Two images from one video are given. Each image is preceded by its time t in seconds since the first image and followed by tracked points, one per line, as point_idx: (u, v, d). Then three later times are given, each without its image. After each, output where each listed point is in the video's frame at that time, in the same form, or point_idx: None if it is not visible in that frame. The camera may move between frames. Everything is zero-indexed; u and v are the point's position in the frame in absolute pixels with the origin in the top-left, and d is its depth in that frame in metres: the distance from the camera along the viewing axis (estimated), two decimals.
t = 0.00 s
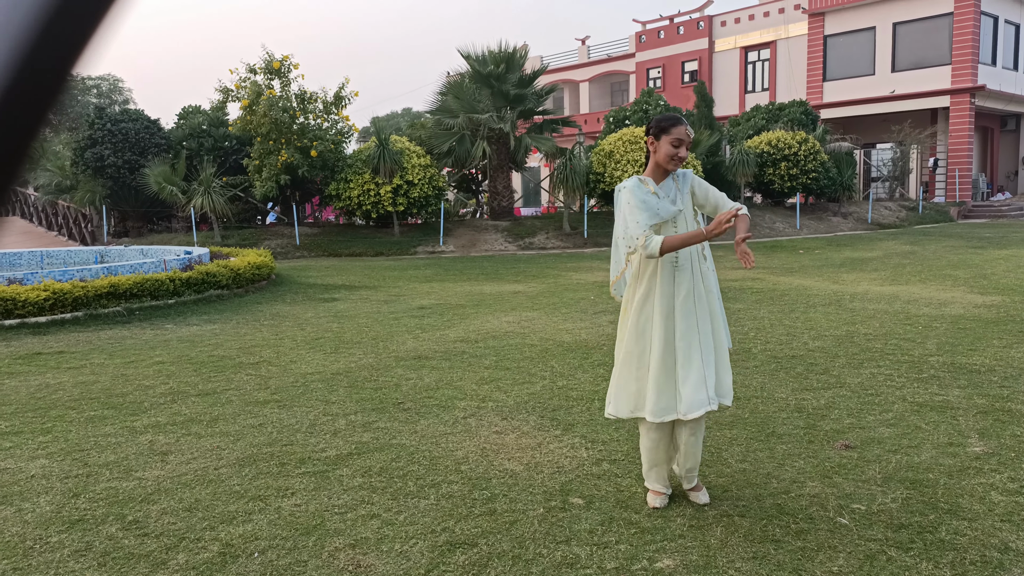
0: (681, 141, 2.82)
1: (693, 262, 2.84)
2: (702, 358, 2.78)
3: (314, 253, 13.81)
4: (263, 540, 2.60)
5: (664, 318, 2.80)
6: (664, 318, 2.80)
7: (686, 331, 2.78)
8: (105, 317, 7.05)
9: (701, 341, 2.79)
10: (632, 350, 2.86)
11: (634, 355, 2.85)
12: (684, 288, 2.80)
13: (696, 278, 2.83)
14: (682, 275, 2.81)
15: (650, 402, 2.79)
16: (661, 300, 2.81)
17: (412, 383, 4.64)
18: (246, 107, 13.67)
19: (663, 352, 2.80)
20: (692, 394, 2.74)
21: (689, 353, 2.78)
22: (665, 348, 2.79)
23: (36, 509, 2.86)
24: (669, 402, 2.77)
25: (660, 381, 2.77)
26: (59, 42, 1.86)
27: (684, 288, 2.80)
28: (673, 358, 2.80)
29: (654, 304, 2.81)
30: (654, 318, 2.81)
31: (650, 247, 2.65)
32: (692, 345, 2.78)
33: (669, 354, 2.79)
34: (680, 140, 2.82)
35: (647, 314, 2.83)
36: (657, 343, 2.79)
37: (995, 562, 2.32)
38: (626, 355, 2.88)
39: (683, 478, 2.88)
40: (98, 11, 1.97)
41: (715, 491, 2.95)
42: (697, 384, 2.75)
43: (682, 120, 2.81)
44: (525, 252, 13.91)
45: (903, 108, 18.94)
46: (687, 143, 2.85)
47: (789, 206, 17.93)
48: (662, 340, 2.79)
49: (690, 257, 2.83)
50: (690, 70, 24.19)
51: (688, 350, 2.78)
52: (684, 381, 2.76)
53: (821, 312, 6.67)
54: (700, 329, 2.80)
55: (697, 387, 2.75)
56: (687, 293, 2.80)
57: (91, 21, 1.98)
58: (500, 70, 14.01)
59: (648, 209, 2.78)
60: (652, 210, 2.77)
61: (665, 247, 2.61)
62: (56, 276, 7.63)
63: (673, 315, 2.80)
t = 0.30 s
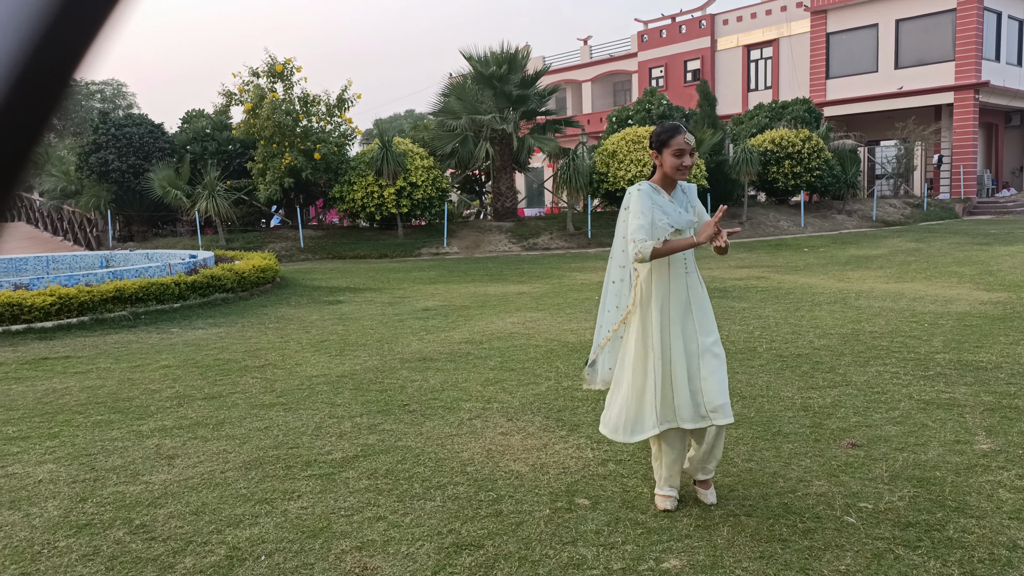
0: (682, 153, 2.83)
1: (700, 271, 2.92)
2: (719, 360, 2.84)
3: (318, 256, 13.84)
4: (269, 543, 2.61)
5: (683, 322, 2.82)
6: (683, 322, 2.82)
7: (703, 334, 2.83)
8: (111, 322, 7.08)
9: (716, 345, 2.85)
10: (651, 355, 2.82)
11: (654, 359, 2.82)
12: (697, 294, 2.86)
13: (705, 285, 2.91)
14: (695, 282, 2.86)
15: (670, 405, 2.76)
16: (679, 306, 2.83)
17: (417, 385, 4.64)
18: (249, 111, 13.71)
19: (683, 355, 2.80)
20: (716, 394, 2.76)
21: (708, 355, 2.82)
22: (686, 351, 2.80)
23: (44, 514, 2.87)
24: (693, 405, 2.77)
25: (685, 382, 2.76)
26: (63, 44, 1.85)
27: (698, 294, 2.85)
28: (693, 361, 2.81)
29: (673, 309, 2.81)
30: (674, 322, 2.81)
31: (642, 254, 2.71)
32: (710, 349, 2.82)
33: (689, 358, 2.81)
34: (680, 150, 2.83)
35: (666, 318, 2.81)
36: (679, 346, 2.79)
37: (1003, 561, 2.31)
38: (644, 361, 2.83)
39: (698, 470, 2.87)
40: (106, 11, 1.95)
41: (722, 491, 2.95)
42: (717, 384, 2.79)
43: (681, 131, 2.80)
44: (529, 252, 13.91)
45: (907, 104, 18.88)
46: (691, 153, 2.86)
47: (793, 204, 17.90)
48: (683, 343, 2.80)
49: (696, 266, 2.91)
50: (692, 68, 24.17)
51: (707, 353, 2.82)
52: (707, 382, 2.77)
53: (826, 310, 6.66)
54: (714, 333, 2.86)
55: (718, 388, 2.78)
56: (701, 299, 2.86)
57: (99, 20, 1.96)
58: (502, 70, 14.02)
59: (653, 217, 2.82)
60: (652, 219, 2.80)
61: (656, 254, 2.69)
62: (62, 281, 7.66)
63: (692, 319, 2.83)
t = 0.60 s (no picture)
0: (675, 149, 2.81)
1: (692, 268, 2.89)
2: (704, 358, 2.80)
3: (319, 264, 13.85)
4: (272, 552, 2.60)
5: (665, 319, 2.83)
6: (665, 319, 2.83)
7: (688, 331, 2.81)
8: (112, 332, 7.08)
9: (702, 342, 2.82)
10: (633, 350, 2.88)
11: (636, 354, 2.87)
12: (683, 292, 2.84)
13: (696, 282, 2.87)
14: (682, 280, 2.85)
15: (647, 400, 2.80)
16: (662, 302, 2.84)
17: (419, 393, 4.64)
18: (249, 120, 13.74)
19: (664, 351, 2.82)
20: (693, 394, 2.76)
21: (690, 353, 2.80)
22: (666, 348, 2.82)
23: (46, 524, 2.87)
24: (669, 403, 2.75)
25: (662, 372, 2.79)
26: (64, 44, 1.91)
27: (683, 292, 2.84)
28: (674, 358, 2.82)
29: (655, 305, 2.83)
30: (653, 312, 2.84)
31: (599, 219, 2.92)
32: (693, 346, 2.81)
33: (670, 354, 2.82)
34: (675, 145, 2.81)
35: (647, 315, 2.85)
36: (660, 342, 2.81)
37: (1007, 563, 2.31)
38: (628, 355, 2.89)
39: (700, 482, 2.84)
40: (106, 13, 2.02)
41: (724, 495, 2.94)
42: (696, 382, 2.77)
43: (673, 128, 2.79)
44: (529, 259, 13.92)
45: (905, 107, 18.91)
46: (690, 150, 2.82)
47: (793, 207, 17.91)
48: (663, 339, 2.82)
49: (687, 263, 2.88)
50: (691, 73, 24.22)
51: (690, 350, 2.80)
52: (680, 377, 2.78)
53: (828, 313, 6.65)
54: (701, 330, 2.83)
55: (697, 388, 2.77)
56: (687, 297, 2.83)
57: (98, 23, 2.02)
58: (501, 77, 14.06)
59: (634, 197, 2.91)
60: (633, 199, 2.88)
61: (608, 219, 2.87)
62: (64, 292, 7.68)
63: (675, 316, 2.82)
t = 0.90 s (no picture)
0: (674, 156, 2.84)
1: (683, 276, 2.81)
2: (678, 368, 2.75)
3: (320, 263, 13.85)
4: (272, 551, 2.60)
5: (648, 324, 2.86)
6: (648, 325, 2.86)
7: (663, 339, 2.80)
8: (112, 331, 7.08)
9: (678, 351, 2.76)
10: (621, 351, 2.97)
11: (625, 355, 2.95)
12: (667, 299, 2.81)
13: (684, 289, 2.80)
14: (666, 286, 2.82)
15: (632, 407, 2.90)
16: (647, 309, 2.88)
17: (419, 392, 4.64)
18: (249, 119, 13.74)
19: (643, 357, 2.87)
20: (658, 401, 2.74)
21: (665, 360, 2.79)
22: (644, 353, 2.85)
23: (46, 524, 2.87)
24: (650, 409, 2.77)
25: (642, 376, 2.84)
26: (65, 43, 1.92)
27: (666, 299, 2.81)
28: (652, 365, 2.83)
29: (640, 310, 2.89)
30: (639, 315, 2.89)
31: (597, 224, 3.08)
32: (667, 354, 2.78)
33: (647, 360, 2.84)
34: (675, 153, 2.85)
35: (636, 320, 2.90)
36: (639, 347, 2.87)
37: (1008, 563, 2.31)
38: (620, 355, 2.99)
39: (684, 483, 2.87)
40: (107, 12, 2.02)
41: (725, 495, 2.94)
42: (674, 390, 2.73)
43: (672, 136, 2.83)
44: (529, 258, 13.92)
45: (906, 107, 18.90)
46: (689, 157, 2.84)
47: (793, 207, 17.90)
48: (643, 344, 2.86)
49: (679, 270, 2.82)
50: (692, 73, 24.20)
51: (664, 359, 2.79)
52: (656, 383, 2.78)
53: (828, 313, 6.65)
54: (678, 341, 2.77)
55: (665, 397, 2.73)
56: (670, 305, 2.79)
57: (99, 21, 2.02)
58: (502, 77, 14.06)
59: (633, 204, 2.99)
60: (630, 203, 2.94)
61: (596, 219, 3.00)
62: (64, 291, 7.68)
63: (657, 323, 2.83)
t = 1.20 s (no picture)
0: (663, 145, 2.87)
1: (679, 262, 2.82)
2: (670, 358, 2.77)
3: (319, 263, 13.84)
4: (273, 551, 2.60)
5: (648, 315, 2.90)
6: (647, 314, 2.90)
7: (660, 326, 2.82)
8: (112, 332, 7.08)
9: (673, 337, 2.78)
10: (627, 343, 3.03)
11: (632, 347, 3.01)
12: (663, 287, 2.83)
13: (679, 276, 2.81)
14: (662, 275, 2.85)
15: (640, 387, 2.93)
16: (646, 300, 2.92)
17: (419, 392, 4.64)
18: (248, 119, 13.74)
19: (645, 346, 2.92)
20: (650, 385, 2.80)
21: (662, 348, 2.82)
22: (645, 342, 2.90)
23: (47, 525, 2.87)
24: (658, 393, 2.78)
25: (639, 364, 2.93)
26: (61, 44, 1.91)
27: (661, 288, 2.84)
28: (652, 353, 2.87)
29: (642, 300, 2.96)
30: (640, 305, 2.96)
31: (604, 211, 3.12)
32: (664, 341, 2.81)
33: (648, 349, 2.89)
34: (666, 140, 2.87)
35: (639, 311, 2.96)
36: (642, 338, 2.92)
37: (1009, 559, 2.31)
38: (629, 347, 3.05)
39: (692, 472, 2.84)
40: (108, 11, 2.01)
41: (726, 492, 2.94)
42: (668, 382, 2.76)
43: (664, 123, 2.86)
44: (529, 257, 13.92)
45: (905, 104, 18.89)
46: (677, 145, 2.85)
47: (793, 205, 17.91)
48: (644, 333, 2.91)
49: (674, 260, 2.83)
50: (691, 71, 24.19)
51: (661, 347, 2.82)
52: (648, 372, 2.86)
53: (828, 310, 6.65)
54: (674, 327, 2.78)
55: (659, 382, 2.77)
56: (664, 293, 2.82)
57: (99, 19, 2.01)
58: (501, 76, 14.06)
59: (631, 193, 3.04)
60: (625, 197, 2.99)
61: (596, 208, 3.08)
62: (64, 292, 7.68)
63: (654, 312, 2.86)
